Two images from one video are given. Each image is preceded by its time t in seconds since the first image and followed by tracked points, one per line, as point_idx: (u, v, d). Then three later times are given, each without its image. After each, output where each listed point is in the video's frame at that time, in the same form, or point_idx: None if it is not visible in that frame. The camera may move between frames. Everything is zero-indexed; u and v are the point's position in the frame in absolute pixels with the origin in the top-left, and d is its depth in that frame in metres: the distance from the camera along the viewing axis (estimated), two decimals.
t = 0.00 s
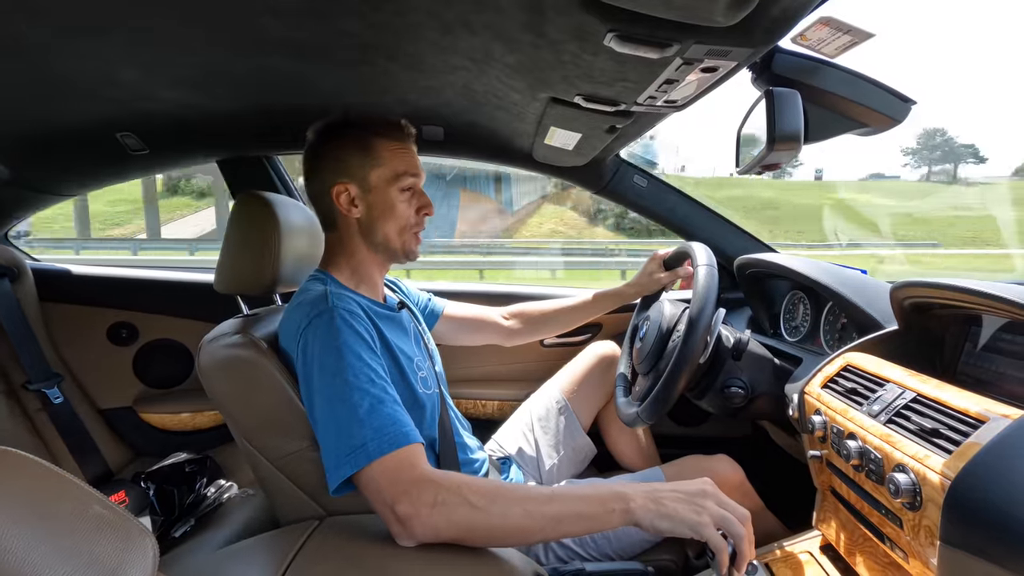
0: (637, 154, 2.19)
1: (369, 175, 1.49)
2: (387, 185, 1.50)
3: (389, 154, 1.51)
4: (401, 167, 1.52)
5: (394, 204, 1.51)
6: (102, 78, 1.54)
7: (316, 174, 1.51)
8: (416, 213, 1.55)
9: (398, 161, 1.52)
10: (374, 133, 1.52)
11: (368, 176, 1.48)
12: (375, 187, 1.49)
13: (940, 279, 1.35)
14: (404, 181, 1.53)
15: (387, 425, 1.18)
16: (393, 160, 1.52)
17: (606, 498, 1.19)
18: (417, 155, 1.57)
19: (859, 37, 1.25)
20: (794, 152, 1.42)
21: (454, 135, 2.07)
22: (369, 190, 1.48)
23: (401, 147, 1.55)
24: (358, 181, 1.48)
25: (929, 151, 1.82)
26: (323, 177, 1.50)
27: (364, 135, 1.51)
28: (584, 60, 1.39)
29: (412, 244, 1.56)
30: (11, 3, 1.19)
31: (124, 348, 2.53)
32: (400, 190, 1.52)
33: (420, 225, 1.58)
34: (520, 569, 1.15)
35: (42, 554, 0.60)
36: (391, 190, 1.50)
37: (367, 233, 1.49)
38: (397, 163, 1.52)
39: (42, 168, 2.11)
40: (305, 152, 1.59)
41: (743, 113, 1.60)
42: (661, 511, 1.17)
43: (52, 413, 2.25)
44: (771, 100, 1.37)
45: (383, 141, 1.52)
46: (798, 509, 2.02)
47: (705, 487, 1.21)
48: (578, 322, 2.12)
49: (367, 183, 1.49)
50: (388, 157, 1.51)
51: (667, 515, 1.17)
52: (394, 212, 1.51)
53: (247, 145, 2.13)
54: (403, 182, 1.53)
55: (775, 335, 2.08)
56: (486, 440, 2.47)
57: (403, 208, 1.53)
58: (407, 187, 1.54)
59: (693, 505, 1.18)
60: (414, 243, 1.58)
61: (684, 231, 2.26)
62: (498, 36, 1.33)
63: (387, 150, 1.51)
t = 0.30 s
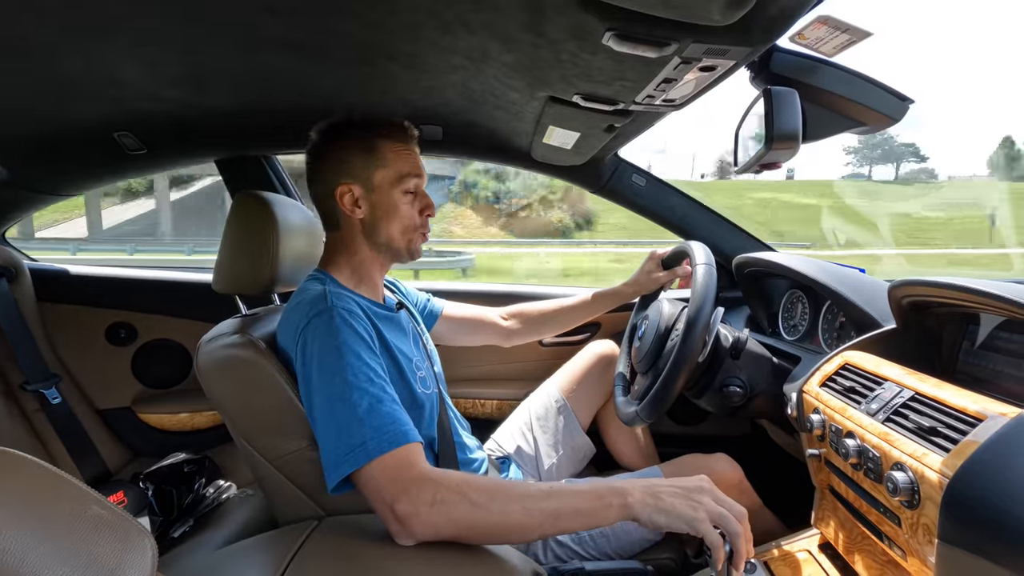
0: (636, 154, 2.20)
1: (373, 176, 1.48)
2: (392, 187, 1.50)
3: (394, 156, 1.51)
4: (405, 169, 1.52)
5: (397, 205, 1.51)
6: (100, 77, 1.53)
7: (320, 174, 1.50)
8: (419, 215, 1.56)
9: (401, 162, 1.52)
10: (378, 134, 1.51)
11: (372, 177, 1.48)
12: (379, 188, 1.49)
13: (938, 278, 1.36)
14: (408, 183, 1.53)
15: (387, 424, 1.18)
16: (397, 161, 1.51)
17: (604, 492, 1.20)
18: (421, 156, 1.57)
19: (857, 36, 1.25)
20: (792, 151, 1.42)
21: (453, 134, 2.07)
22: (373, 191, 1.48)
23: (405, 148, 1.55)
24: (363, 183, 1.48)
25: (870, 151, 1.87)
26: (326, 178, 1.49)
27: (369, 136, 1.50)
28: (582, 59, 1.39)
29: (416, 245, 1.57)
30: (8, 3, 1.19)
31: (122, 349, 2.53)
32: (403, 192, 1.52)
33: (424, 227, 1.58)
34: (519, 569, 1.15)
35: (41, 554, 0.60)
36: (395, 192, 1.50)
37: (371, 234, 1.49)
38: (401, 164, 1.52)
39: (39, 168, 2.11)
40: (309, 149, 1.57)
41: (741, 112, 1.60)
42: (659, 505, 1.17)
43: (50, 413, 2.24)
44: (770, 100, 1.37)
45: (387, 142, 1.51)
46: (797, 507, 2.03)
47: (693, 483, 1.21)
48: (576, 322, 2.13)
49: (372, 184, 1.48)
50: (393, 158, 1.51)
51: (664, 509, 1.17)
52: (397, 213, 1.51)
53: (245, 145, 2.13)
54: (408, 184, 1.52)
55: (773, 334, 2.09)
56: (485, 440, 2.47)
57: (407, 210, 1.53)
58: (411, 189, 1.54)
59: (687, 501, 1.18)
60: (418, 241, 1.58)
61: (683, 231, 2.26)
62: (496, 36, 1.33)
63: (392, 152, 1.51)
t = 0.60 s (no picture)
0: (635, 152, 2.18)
1: (374, 172, 1.48)
2: (392, 182, 1.50)
3: (392, 150, 1.51)
4: (403, 163, 1.52)
5: (399, 200, 1.51)
6: (99, 75, 1.53)
7: (317, 173, 1.50)
8: (421, 208, 1.56)
9: (399, 157, 1.52)
10: (374, 130, 1.50)
11: (372, 173, 1.48)
12: (380, 184, 1.49)
13: (937, 276, 1.36)
14: (408, 176, 1.53)
15: (392, 422, 1.18)
16: (395, 156, 1.51)
17: (603, 486, 1.20)
18: (416, 150, 1.57)
19: (856, 34, 1.25)
20: (792, 149, 1.42)
21: (452, 132, 2.07)
22: (375, 187, 1.48)
23: (400, 142, 1.55)
24: (365, 181, 1.48)
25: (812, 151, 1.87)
26: (324, 177, 1.49)
27: (363, 132, 1.49)
28: (581, 57, 1.39)
29: (417, 240, 1.57)
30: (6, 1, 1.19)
31: (121, 347, 2.53)
32: (404, 185, 1.52)
33: (424, 218, 1.59)
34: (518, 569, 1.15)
35: (40, 552, 0.60)
36: (396, 186, 1.50)
37: (374, 231, 1.50)
38: (399, 159, 1.52)
39: (38, 167, 2.11)
40: (303, 148, 1.56)
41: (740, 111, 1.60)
42: (658, 497, 1.18)
43: (49, 412, 2.25)
44: (769, 98, 1.37)
45: (384, 136, 1.51)
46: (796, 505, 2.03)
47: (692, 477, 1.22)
48: (572, 325, 2.13)
49: (373, 180, 1.48)
50: (390, 153, 1.51)
51: (663, 501, 1.17)
52: (400, 209, 1.51)
53: (244, 143, 2.13)
54: (408, 177, 1.53)
55: (773, 332, 2.09)
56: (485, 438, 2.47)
57: (409, 205, 1.53)
58: (411, 182, 1.54)
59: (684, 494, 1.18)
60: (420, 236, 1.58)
61: (681, 229, 2.23)
62: (495, 34, 1.33)
63: (389, 146, 1.51)
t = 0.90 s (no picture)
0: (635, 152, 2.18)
1: (358, 168, 1.48)
2: (378, 176, 1.50)
3: (373, 145, 1.51)
4: (387, 157, 1.52)
5: (387, 194, 1.52)
6: (98, 75, 1.53)
7: (303, 174, 1.50)
8: (409, 201, 1.57)
9: (383, 152, 1.52)
10: (354, 126, 1.50)
11: (357, 169, 1.48)
12: (366, 180, 1.49)
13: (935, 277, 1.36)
14: (393, 169, 1.53)
15: (388, 421, 1.18)
16: (378, 151, 1.51)
17: (603, 485, 1.20)
18: (399, 142, 1.57)
19: (855, 35, 1.25)
20: (790, 150, 1.42)
21: (452, 131, 2.07)
22: (360, 183, 1.48)
23: (383, 136, 1.54)
24: (350, 178, 1.48)
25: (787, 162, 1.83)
26: (311, 177, 1.49)
27: (344, 129, 1.49)
28: (581, 58, 1.39)
29: (409, 234, 1.58)
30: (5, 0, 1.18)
31: (119, 346, 2.52)
32: (390, 179, 1.53)
33: (414, 212, 1.59)
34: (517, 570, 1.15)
35: (38, 551, 0.60)
36: (382, 180, 1.51)
37: (364, 227, 1.50)
38: (383, 153, 1.52)
39: (37, 166, 2.11)
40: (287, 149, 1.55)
41: (738, 111, 1.61)
42: (656, 495, 1.18)
43: (47, 411, 2.24)
44: (769, 98, 1.38)
45: (366, 132, 1.50)
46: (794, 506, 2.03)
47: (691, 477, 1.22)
48: (571, 321, 2.13)
49: (359, 176, 1.48)
50: (372, 148, 1.50)
51: (660, 498, 1.18)
52: (388, 203, 1.52)
53: (243, 142, 2.12)
54: (393, 170, 1.53)
55: (771, 332, 2.09)
56: (483, 438, 2.47)
57: (396, 198, 1.53)
58: (397, 175, 1.54)
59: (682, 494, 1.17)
60: (412, 228, 1.59)
61: (681, 229, 2.23)
62: (495, 33, 1.33)
63: (371, 141, 1.51)
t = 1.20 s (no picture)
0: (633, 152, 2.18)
1: (361, 172, 1.48)
2: (380, 182, 1.49)
3: (380, 150, 1.50)
4: (392, 163, 1.51)
5: (385, 199, 1.50)
6: (97, 75, 1.53)
7: (306, 173, 1.51)
8: (411, 210, 1.55)
9: (389, 158, 1.51)
10: (362, 129, 1.49)
11: (359, 173, 1.48)
12: (366, 184, 1.49)
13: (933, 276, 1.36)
14: (397, 177, 1.52)
15: (383, 422, 1.18)
16: (384, 156, 1.50)
17: (599, 477, 1.19)
18: (408, 148, 1.56)
19: (853, 34, 1.26)
20: (789, 149, 1.42)
21: (451, 131, 2.07)
22: (360, 187, 1.48)
23: (393, 141, 1.54)
24: (351, 180, 1.48)
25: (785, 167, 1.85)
26: (312, 176, 1.50)
27: (352, 130, 1.49)
28: (580, 57, 1.39)
29: (407, 241, 1.55)
30: None
31: (118, 347, 2.52)
32: (392, 187, 1.51)
33: (417, 222, 1.57)
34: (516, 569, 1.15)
35: (36, 552, 0.60)
36: (383, 186, 1.50)
37: (362, 231, 1.49)
38: (389, 159, 1.51)
39: (35, 166, 2.10)
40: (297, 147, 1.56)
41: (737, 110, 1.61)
42: (652, 486, 1.16)
43: (45, 411, 2.24)
44: (767, 98, 1.38)
45: (373, 137, 1.50)
46: (793, 505, 2.03)
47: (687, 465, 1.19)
48: (569, 323, 2.13)
49: (360, 180, 1.48)
50: (379, 153, 1.50)
51: (656, 490, 1.15)
52: (388, 210, 1.50)
53: (242, 142, 2.12)
54: (397, 179, 1.52)
55: (770, 332, 2.09)
56: (482, 438, 2.47)
57: (397, 205, 1.52)
58: (401, 184, 1.53)
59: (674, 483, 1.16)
60: (411, 236, 1.57)
61: (680, 229, 2.24)
62: (493, 33, 1.33)
63: (378, 146, 1.50)
